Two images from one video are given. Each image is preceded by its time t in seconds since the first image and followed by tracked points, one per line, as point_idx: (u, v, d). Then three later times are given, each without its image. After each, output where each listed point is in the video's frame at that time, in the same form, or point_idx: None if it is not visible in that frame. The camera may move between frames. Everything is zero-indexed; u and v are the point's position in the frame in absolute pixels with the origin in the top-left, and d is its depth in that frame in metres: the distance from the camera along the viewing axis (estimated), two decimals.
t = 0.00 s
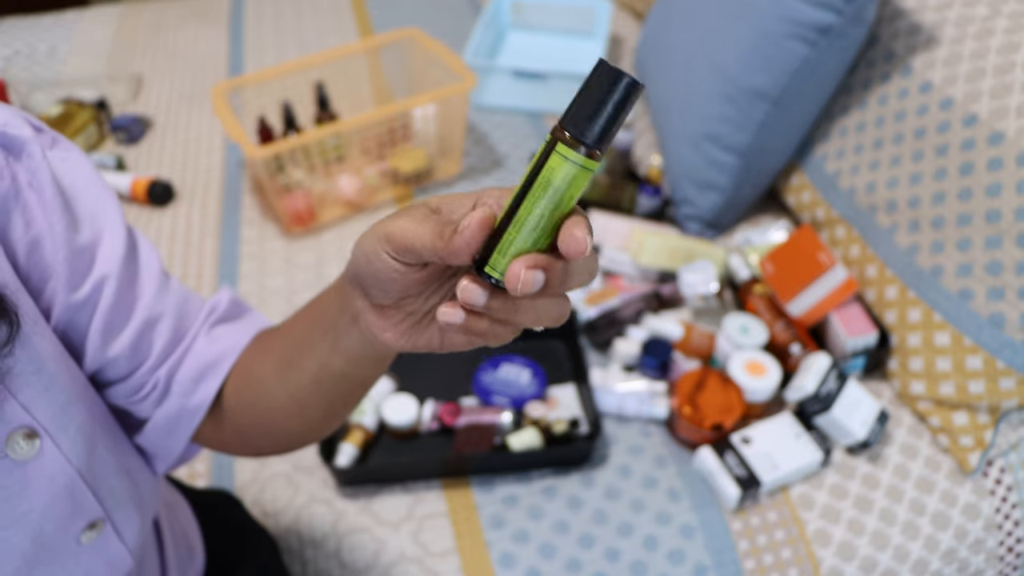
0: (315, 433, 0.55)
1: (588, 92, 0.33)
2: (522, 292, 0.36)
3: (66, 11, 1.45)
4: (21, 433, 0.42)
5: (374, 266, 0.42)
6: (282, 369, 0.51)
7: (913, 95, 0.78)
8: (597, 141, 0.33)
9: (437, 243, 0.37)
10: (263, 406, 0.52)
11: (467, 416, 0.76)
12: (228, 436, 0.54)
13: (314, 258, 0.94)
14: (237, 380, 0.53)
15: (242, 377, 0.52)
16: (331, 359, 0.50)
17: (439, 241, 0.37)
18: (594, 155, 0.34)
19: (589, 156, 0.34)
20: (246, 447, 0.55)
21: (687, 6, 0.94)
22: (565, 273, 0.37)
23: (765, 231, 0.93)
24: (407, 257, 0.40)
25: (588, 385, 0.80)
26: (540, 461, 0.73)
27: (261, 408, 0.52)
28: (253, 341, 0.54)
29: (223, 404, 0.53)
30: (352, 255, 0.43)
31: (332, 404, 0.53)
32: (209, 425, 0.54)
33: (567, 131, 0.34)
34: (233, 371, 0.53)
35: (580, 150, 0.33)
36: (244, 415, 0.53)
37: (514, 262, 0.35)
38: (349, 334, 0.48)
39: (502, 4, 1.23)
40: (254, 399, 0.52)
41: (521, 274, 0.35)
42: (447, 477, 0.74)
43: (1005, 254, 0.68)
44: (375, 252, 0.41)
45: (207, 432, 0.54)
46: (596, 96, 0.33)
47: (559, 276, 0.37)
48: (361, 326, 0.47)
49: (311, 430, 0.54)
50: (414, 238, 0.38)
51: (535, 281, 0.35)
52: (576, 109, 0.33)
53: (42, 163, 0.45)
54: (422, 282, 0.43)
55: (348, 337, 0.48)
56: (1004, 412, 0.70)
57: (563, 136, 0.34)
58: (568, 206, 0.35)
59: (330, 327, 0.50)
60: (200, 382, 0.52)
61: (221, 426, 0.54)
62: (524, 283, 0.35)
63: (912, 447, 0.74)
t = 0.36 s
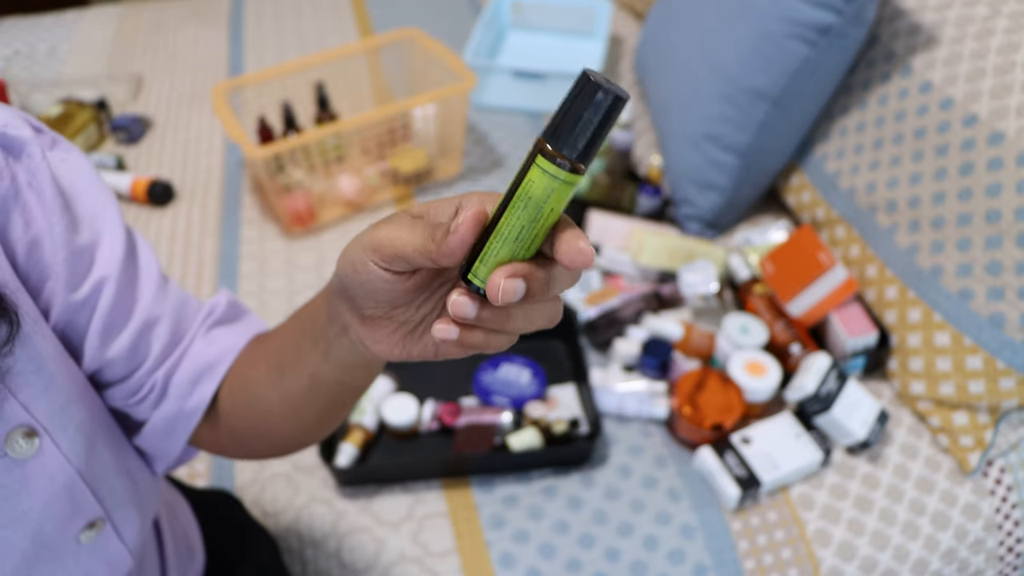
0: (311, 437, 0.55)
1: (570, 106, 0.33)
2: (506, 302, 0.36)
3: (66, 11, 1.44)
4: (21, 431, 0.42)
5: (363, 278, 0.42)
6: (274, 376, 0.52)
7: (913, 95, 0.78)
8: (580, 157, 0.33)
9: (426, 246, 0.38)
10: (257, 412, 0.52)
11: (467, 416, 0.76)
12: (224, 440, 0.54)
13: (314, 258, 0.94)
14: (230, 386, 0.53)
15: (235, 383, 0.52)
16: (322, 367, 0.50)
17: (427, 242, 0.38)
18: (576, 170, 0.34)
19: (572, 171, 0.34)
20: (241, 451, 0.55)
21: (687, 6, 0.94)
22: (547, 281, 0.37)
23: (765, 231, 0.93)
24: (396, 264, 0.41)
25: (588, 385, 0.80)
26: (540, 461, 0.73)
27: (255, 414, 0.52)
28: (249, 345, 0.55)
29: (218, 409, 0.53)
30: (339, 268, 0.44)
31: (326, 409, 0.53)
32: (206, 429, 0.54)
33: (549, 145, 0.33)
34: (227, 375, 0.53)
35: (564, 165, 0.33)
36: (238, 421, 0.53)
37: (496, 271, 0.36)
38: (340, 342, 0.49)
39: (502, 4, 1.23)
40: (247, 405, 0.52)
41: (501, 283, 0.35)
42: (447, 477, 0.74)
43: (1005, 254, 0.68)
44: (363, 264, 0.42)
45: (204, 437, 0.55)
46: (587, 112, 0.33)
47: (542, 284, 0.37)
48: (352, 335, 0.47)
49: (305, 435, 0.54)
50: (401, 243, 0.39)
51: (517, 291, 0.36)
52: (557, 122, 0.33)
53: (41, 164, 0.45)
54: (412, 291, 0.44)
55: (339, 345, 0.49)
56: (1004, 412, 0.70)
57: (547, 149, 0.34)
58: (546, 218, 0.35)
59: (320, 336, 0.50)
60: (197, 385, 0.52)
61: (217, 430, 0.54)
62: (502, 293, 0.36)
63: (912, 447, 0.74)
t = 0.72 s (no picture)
0: (306, 437, 0.55)
1: (554, 106, 0.33)
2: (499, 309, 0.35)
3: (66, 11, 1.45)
4: (20, 436, 0.42)
5: (347, 256, 0.41)
6: (267, 376, 0.51)
7: (913, 95, 0.78)
8: (565, 159, 0.33)
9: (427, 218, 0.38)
10: (250, 413, 0.52)
11: (467, 416, 0.76)
12: (223, 443, 0.54)
13: (314, 258, 0.94)
14: (225, 386, 0.52)
15: (231, 383, 0.52)
16: (313, 367, 0.49)
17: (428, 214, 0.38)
18: (563, 172, 0.34)
19: (558, 174, 0.34)
20: (239, 453, 0.55)
21: (687, 6, 0.94)
22: (538, 291, 0.37)
23: (765, 231, 0.93)
24: (386, 241, 0.40)
25: (588, 385, 0.80)
26: (540, 461, 0.73)
27: (248, 414, 0.52)
28: (248, 346, 0.54)
29: (217, 413, 0.53)
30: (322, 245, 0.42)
31: (318, 409, 0.53)
32: (204, 433, 0.54)
33: (534, 147, 0.33)
34: (226, 378, 0.53)
35: (547, 167, 0.33)
36: (233, 422, 0.53)
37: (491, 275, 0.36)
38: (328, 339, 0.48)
39: (502, 4, 1.23)
40: (242, 405, 0.52)
41: (494, 286, 0.34)
42: (447, 477, 0.74)
43: (1005, 254, 0.68)
44: (351, 240, 0.40)
45: (203, 441, 0.55)
46: (567, 111, 0.33)
47: (532, 294, 0.36)
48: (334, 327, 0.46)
49: (299, 435, 0.54)
50: (401, 220, 0.38)
51: (509, 296, 0.35)
52: (540, 125, 0.33)
53: (42, 167, 0.45)
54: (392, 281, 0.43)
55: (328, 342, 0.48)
56: (1004, 412, 0.70)
57: (531, 152, 0.34)
58: (530, 221, 0.35)
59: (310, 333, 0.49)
60: (197, 388, 0.52)
61: (216, 434, 0.54)
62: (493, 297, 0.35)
63: (912, 447, 0.74)
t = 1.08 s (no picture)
0: (303, 441, 0.55)
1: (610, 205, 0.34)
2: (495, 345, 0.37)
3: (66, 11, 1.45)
4: (13, 433, 0.42)
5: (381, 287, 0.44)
6: (275, 376, 0.52)
7: (913, 95, 0.78)
8: (595, 250, 0.34)
9: (461, 266, 0.40)
10: (254, 412, 0.52)
11: (467, 416, 0.76)
12: (222, 440, 0.54)
13: (314, 258, 0.94)
14: (231, 383, 0.53)
15: (236, 381, 0.53)
16: (323, 371, 0.50)
17: (463, 263, 0.40)
18: (589, 262, 0.34)
19: (582, 260, 0.34)
20: (237, 451, 0.55)
21: (687, 6, 0.94)
22: (541, 340, 0.37)
23: (765, 231, 0.93)
24: (419, 280, 0.42)
25: (589, 385, 0.80)
26: (540, 461, 0.73)
27: (251, 413, 0.52)
28: (245, 346, 0.55)
29: (217, 408, 0.53)
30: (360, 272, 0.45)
31: (321, 414, 0.53)
32: (203, 429, 0.54)
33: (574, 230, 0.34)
34: (226, 376, 0.53)
35: (575, 250, 0.34)
36: (234, 419, 0.53)
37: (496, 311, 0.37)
38: (344, 346, 0.49)
39: (502, 4, 1.23)
40: (245, 403, 0.52)
41: (491, 323, 0.36)
42: (447, 477, 0.74)
43: (1005, 254, 0.68)
44: (385, 273, 0.43)
45: (202, 437, 0.55)
46: (624, 219, 0.33)
47: (534, 341, 0.37)
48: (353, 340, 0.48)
49: (298, 438, 0.54)
50: (437, 263, 0.41)
51: (505, 335, 0.36)
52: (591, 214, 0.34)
53: (35, 164, 0.45)
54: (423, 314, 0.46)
55: (342, 349, 0.49)
56: (1004, 412, 0.70)
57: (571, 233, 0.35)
58: (540, 288, 0.35)
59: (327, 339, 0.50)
60: (194, 385, 0.52)
61: (215, 431, 0.54)
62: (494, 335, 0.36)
63: (912, 447, 0.74)
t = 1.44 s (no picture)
0: (303, 441, 0.55)
1: (611, 210, 0.33)
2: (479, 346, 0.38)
3: (66, 11, 1.45)
4: (13, 431, 0.42)
5: (388, 293, 0.45)
6: (278, 375, 0.52)
7: (913, 95, 0.78)
8: (597, 258, 0.33)
9: (470, 274, 0.42)
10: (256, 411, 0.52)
11: (467, 416, 0.76)
12: (222, 438, 0.54)
13: (314, 258, 0.94)
14: (232, 381, 0.53)
15: (238, 379, 0.53)
16: (328, 370, 0.51)
17: (472, 270, 0.42)
18: (590, 268, 0.34)
19: (583, 266, 0.34)
20: (237, 448, 0.55)
21: (687, 6, 0.94)
22: (523, 343, 0.38)
23: (765, 231, 0.93)
24: (426, 285, 0.44)
25: (588, 385, 0.80)
26: (540, 461, 0.73)
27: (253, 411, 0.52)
28: (247, 344, 0.55)
29: (217, 406, 0.53)
30: (362, 279, 0.46)
31: (322, 413, 0.53)
32: (204, 427, 0.54)
33: (577, 236, 0.34)
34: (227, 374, 0.53)
35: (578, 257, 0.34)
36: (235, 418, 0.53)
37: (479, 312, 0.38)
38: (348, 346, 0.50)
39: (502, 4, 1.23)
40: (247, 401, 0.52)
41: (474, 323, 0.37)
42: (447, 477, 0.74)
43: (1005, 254, 0.68)
44: (390, 280, 0.44)
45: (203, 435, 0.55)
46: (624, 226, 0.32)
47: (517, 343, 0.38)
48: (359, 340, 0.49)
49: (298, 437, 0.54)
50: (443, 269, 0.42)
51: (486, 336, 0.37)
52: (593, 219, 0.33)
53: (34, 162, 0.45)
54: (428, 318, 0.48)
55: (347, 349, 0.50)
56: (1004, 412, 0.70)
57: (573, 239, 0.34)
58: (536, 288, 0.36)
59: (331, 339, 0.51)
60: (195, 383, 0.52)
61: (216, 429, 0.54)
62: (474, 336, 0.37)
63: (912, 447, 0.74)
